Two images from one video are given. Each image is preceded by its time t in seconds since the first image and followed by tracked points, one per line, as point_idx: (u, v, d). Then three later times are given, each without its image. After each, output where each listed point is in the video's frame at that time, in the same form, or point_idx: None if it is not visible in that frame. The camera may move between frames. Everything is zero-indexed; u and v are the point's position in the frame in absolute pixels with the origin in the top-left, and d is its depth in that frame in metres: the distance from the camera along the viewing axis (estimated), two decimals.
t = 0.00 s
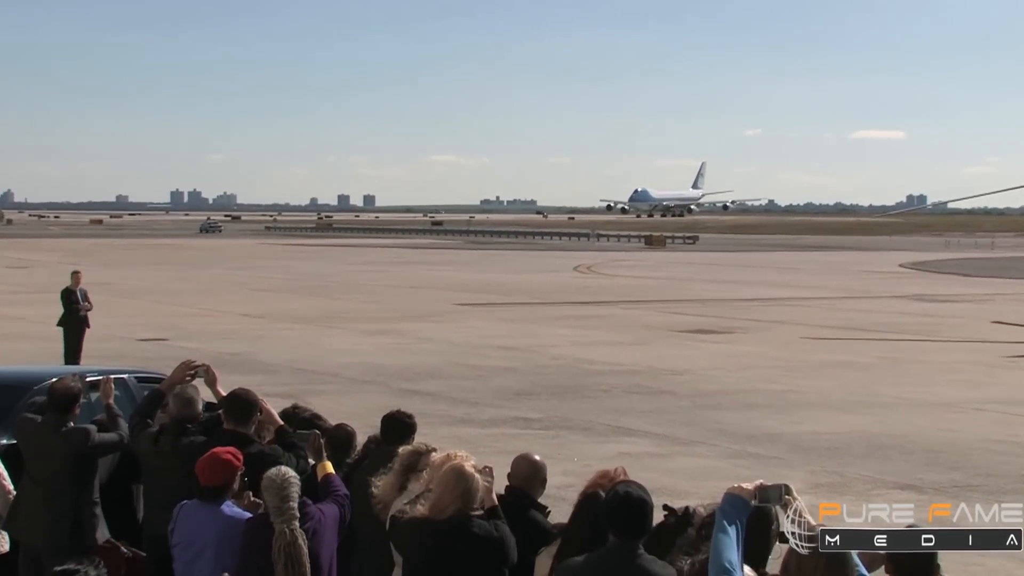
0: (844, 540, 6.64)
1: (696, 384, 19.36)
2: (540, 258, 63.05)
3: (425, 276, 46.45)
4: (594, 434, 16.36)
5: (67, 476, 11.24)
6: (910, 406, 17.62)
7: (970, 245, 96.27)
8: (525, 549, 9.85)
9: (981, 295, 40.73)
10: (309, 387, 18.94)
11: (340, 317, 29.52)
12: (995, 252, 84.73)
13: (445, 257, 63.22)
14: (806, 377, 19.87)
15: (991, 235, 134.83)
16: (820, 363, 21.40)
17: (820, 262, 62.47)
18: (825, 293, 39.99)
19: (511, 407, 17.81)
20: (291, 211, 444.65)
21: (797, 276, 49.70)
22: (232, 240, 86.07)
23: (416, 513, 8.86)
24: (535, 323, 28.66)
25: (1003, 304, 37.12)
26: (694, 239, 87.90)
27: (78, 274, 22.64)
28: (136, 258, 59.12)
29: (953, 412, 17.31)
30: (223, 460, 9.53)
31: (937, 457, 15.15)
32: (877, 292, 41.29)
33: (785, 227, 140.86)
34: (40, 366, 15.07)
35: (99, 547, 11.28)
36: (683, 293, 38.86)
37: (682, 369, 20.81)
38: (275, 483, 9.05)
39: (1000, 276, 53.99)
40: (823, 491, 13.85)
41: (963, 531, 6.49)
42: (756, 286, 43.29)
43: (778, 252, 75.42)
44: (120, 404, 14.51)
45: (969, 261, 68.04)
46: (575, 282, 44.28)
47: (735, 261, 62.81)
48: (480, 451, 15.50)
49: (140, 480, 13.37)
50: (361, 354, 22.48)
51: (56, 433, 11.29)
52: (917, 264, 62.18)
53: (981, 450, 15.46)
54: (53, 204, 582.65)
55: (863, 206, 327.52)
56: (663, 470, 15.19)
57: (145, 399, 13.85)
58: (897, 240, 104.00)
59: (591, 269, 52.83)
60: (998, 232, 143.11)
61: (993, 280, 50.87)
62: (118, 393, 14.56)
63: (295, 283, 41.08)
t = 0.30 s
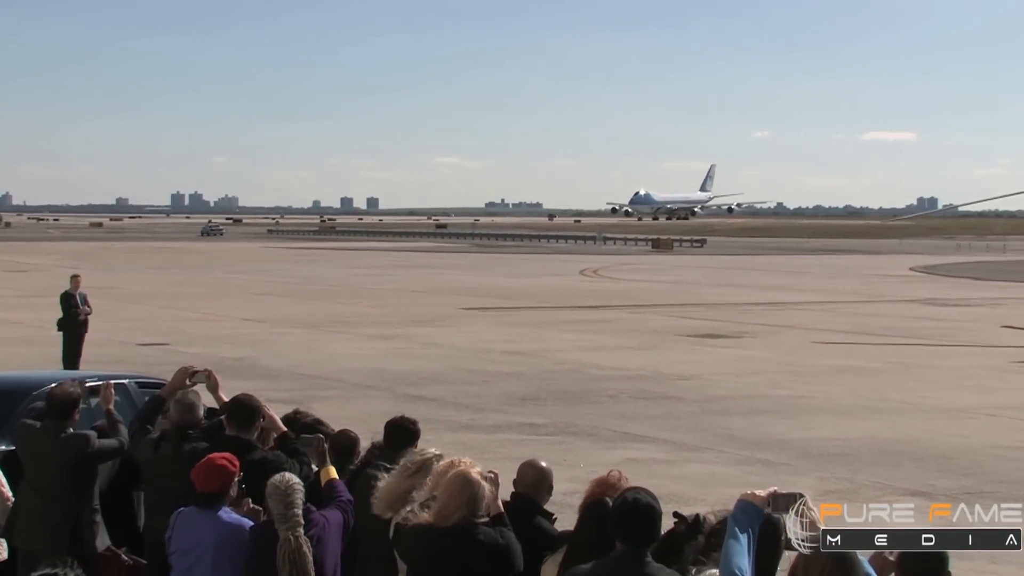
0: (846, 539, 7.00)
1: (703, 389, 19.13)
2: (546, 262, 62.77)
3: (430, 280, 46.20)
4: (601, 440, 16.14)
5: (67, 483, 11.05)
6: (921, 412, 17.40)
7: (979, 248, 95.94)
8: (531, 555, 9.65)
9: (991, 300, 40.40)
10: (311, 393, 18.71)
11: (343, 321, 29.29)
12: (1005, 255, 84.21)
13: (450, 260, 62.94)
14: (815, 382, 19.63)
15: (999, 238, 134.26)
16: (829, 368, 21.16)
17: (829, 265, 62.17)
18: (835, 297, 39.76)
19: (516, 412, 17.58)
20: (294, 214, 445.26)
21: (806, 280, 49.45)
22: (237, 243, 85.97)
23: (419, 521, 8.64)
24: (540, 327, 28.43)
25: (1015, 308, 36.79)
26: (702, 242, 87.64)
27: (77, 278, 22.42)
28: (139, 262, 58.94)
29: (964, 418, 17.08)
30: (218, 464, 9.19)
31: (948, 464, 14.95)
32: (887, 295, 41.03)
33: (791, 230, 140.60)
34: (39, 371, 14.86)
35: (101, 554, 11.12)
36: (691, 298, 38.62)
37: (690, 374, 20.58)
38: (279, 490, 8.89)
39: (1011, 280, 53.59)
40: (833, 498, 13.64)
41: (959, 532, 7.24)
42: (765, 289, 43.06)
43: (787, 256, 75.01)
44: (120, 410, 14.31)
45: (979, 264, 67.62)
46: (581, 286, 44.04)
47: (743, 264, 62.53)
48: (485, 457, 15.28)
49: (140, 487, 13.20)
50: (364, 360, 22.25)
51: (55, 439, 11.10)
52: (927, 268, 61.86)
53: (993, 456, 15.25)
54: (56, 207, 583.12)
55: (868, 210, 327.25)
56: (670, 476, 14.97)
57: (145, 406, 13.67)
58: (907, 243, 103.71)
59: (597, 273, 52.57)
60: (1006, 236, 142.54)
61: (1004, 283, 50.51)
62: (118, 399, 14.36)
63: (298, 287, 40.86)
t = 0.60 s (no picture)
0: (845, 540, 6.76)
1: (709, 393, 18.82)
2: (550, 263, 62.51)
3: (433, 282, 45.95)
4: (605, 446, 15.82)
5: (60, 489, 10.81)
6: (932, 417, 17.06)
7: (984, 248, 95.63)
8: (534, 564, 9.36)
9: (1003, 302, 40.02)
10: (308, 397, 18.42)
11: (344, 324, 29.01)
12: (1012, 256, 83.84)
13: (452, 262, 62.66)
14: (824, 386, 19.31)
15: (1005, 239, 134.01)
16: (838, 372, 20.85)
17: (837, 267, 61.81)
18: (843, 299, 39.45)
19: (519, 417, 17.27)
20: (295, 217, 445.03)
21: (813, 282, 49.17)
22: (239, 244, 85.89)
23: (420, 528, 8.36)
24: (544, 330, 28.12)
25: None
26: (708, 243, 87.28)
27: (71, 280, 22.16)
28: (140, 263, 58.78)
29: (976, 423, 16.75)
30: (210, 471, 9.29)
31: (960, 469, 14.62)
32: (897, 297, 40.69)
33: (795, 231, 140.32)
34: (31, 375, 14.57)
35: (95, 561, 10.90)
36: (696, 300, 38.33)
37: (696, 378, 20.28)
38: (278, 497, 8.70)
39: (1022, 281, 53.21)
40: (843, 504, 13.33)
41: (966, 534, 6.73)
42: (771, 291, 42.75)
43: (793, 257, 74.73)
44: (114, 414, 14.02)
45: (989, 265, 67.25)
46: (585, 288, 43.73)
47: (750, 266, 62.18)
48: (487, 463, 14.96)
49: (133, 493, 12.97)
50: (364, 363, 21.94)
51: (48, 445, 10.86)
52: (936, 270, 61.49)
53: (1007, 462, 14.92)
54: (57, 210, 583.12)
55: (872, 212, 326.90)
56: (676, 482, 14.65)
57: (140, 409, 13.42)
58: (916, 245, 103.51)
59: (601, 275, 52.28)
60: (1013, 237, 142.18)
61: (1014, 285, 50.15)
62: (113, 403, 14.08)
63: (299, 290, 40.60)
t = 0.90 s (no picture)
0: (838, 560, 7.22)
1: (714, 397, 18.48)
2: (551, 264, 62.17)
3: (434, 283, 45.59)
4: (609, 450, 15.50)
5: (51, 495, 10.50)
6: (942, 421, 16.74)
7: (993, 250, 95.03)
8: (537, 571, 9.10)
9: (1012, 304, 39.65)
10: (305, 402, 18.10)
11: (343, 326, 28.69)
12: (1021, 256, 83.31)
13: (452, 263, 62.34)
14: (832, 390, 18.98)
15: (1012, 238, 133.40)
16: (846, 375, 20.51)
17: (842, 268, 61.44)
18: (850, 300, 39.12)
19: (520, 422, 16.95)
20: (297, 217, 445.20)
21: (819, 282, 48.85)
22: (239, 244, 85.66)
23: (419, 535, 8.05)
24: (545, 332, 27.78)
25: None
26: (714, 244, 86.88)
27: (61, 282, 21.87)
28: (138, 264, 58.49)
29: (988, 427, 16.43)
30: (203, 475, 8.99)
31: (972, 475, 14.30)
32: (905, 299, 40.35)
33: (799, 231, 139.95)
34: (21, 378, 14.24)
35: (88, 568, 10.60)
36: (701, 302, 37.99)
37: (700, 381, 19.95)
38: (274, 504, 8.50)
39: None
40: (852, 510, 13.01)
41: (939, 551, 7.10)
42: (776, 293, 42.41)
43: (800, 257, 74.30)
44: (107, 419, 13.70)
45: (999, 266, 66.85)
46: (589, 289, 43.42)
47: (755, 266, 61.79)
48: (487, 468, 14.65)
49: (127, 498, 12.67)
50: (362, 366, 21.62)
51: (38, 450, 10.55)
52: (946, 271, 61.24)
53: (1019, 467, 14.61)
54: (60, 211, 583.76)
55: (877, 212, 326.42)
56: (681, 487, 14.33)
57: (134, 414, 13.13)
58: (924, 245, 103.17)
59: (604, 276, 51.94)
60: (1019, 237, 141.57)
61: None
62: (104, 407, 13.75)
63: (298, 291, 40.28)
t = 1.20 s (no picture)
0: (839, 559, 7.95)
1: (720, 401, 18.15)
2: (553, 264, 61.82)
3: (435, 285, 45.25)
4: (612, 456, 15.18)
5: (41, 500, 10.21)
6: (954, 426, 16.39)
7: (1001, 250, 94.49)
8: None
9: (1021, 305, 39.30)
10: (300, 405, 17.79)
11: (341, 328, 28.38)
12: None
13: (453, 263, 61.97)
14: (841, 394, 18.65)
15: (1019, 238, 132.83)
16: (855, 379, 20.17)
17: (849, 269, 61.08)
18: (859, 302, 38.79)
19: (521, 426, 16.62)
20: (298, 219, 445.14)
21: (826, 284, 48.49)
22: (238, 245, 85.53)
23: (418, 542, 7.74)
24: (547, 335, 27.46)
25: None
26: (720, 244, 86.50)
27: (52, 283, 21.56)
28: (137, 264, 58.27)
29: (1000, 432, 16.10)
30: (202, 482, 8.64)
31: (984, 481, 13.98)
32: (914, 300, 39.99)
33: (807, 231, 139.00)
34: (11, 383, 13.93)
35: None
36: (706, 303, 37.67)
37: (706, 384, 19.62)
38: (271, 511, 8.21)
39: None
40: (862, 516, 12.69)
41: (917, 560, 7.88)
42: (784, 294, 42.06)
43: (806, 258, 73.91)
44: (98, 423, 13.38)
45: (1008, 267, 66.51)
46: (592, 290, 43.10)
47: (761, 266, 61.42)
48: (487, 474, 14.33)
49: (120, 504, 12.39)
50: (360, 369, 21.30)
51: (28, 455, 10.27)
52: (958, 271, 61.38)
53: None
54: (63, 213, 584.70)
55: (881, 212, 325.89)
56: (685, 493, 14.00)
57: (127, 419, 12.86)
58: (935, 245, 103.13)
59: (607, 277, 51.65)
60: None
61: None
62: (96, 412, 13.45)
63: (297, 292, 40.01)
